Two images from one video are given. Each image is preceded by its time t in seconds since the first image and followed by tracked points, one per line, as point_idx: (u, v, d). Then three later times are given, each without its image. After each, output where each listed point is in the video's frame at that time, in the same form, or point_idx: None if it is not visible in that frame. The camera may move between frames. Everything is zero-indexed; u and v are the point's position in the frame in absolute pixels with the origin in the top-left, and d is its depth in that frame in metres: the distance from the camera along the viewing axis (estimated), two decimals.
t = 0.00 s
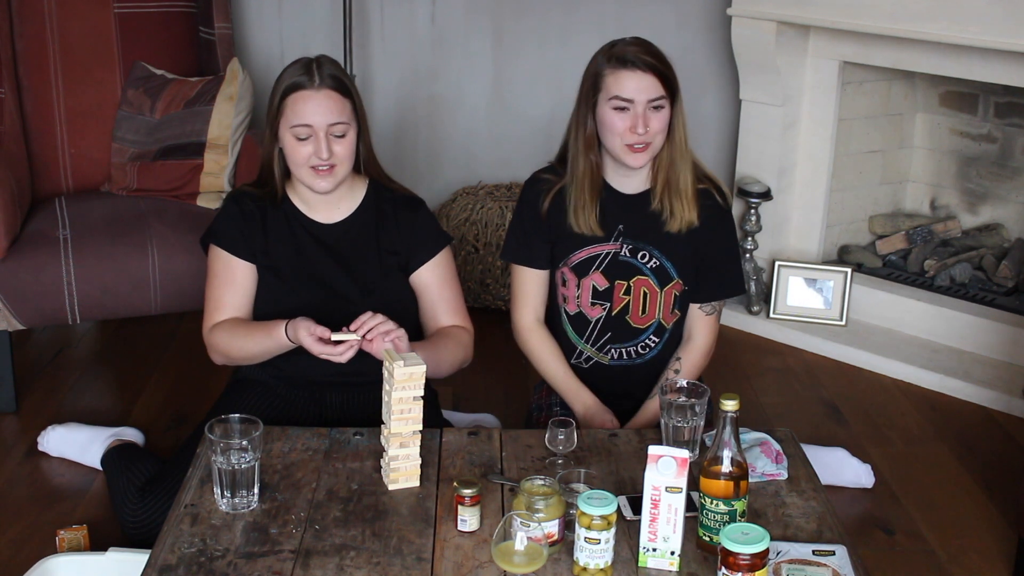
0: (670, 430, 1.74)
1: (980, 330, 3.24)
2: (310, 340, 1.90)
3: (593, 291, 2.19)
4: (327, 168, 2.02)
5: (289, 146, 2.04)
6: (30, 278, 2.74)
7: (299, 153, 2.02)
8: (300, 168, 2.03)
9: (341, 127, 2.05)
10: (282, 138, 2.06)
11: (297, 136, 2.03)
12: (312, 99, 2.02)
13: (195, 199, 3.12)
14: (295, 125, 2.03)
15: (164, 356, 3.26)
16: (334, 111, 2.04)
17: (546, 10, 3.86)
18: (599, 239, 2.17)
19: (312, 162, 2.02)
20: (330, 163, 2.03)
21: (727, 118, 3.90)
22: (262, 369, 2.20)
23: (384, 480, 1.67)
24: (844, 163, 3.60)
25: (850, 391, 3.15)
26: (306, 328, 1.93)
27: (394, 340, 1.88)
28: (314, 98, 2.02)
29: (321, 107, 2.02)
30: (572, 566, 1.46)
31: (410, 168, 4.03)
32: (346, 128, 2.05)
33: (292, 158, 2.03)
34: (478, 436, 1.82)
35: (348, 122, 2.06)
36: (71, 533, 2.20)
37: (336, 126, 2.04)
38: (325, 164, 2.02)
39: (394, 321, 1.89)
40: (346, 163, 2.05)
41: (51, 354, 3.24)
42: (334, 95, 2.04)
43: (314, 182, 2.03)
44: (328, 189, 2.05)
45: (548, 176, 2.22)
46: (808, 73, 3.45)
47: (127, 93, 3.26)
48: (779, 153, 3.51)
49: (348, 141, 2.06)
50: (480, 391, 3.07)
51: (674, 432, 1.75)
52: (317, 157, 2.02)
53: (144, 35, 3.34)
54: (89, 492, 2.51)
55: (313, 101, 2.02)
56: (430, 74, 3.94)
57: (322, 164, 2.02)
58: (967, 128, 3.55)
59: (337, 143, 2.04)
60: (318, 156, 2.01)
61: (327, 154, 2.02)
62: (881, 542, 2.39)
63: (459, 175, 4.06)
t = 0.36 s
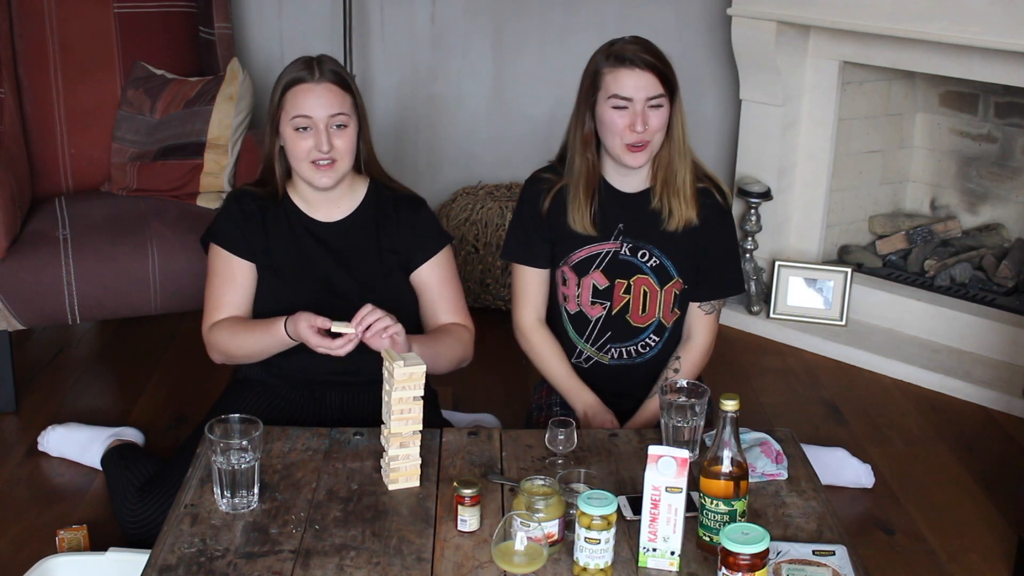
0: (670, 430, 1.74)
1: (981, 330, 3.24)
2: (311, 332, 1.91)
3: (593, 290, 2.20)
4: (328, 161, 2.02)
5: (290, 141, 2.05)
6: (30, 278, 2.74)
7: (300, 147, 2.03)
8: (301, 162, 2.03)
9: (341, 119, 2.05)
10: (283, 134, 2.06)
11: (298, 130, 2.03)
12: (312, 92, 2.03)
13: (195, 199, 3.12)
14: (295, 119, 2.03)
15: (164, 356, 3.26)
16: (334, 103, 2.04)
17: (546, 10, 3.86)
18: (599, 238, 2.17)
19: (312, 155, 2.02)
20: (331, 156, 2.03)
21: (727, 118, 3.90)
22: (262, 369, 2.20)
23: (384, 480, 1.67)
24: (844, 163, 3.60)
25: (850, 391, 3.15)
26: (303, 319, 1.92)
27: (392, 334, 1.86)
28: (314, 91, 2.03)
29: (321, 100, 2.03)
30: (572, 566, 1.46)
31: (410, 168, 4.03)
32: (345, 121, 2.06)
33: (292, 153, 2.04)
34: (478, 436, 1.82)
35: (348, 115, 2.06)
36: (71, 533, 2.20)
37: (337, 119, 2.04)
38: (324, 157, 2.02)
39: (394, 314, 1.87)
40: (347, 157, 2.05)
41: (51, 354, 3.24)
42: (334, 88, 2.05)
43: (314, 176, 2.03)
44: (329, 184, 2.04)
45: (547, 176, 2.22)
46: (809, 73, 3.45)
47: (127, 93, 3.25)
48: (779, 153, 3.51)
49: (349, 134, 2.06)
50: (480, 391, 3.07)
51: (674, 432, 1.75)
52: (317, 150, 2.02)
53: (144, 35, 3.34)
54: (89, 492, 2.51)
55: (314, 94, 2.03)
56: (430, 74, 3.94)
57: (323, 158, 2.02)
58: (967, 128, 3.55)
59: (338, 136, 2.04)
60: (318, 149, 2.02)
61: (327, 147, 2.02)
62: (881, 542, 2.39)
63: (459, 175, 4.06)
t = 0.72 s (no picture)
0: (670, 431, 1.74)
1: (981, 330, 3.24)
2: (316, 321, 1.89)
3: (593, 288, 2.20)
4: (342, 163, 2.03)
5: (305, 141, 2.05)
6: (30, 278, 2.74)
7: (315, 148, 2.03)
8: (315, 163, 2.03)
9: (357, 120, 2.05)
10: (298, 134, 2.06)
11: (313, 131, 2.03)
12: (329, 93, 2.03)
13: (195, 199, 3.12)
14: (310, 120, 2.04)
15: (164, 356, 3.26)
16: (350, 105, 2.04)
17: (546, 11, 3.86)
18: (600, 235, 2.17)
19: (327, 157, 2.02)
20: (346, 159, 2.03)
21: (727, 118, 3.90)
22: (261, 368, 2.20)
23: (384, 480, 1.67)
24: (844, 163, 3.60)
25: (850, 391, 3.15)
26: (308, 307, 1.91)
27: (398, 326, 1.88)
28: (330, 93, 2.03)
29: (337, 101, 2.03)
30: (572, 566, 1.46)
31: (410, 168, 4.03)
32: (361, 123, 2.06)
33: (308, 154, 2.04)
34: (478, 436, 1.82)
35: (364, 116, 2.07)
36: (71, 533, 2.20)
37: (353, 120, 2.05)
38: (339, 159, 2.02)
39: (402, 305, 1.88)
40: (361, 159, 2.05)
41: (51, 354, 3.24)
42: (351, 90, 2.05)
43: (328, 178, 2.03)
44: (344, 186, 2.05)
45: (547, 177, 2.22)
46: (809, 73, 3.45)
47: (127, 93, 3.25)
48: (779, 153, 3.51)
49: (365, 136, 2.07)
50: (480, 391, 3.07)
51: (676, 433, 1.75)
52: (333, 152, 2.02)
53: (144, 35, 3.34)
54: (90, 492, 2.51)
55: (330, 96, 2.03)
56: (430, 74, 3.94)
57: (338, 160, 2.02)
58: (967, 128, 3.55)
59: (353, 137, 2.05)
60: (334, 151, 2.02)
61: (342, 149, 2.03)
62: (881, 542, 2.39)
63: (459, 175, 4.06)
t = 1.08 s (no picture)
0: (670, 431, 1.74)
1: (981, 330, 3.24)
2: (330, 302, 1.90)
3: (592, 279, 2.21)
4: (364, 167, 2.02)
5: (328, 143, 2.04)
6: (30, 278, 2.74)
7: (338, 151, 2.02)
8: (337, 167, 2.02)
9: (381, 125, 2.05)
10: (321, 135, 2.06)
11: (337, 133, 2.03)
12: (354, 98, 2.04)
13: (195, 199, 3.12)
14: (334, 123, 2.03)
15: (164, 356, 3.26)
16: (373, 109, 2.04)
17: (546, 11, 3.86)
18: (600, 226, 2.19)
19: (349, 161, 2.01)
20: (367, 164, 2.02)
21: (727, 118, 3.90)
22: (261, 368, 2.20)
23: (384, 480, 1.67)
24: (844, 163, 3.60)
25: (850, 391, 3.15)
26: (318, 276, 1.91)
27: (413, 309, 1.86)
28: (356, 97, 2.03)
29: (362, 105, 2.03)
30: (572, 566, 1.46)
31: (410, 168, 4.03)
32: (384, 129, 2.05)
33: (331, 158, 2.03)
34: (478, 436, 1.82)
35: (388, 121, 2.06)
36: (71, 533, 2.20)
37: (377, 125, 2.04)
38: (361, 164, 2.01)
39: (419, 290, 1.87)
40: (383, 165, 2.04)
41: (51, 354, 3.24)
42: (376, 95, 2.05)
43: (350, 182, 2.02)
44: (365, 191, 2.04)
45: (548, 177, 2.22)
46: (809, 73, 3.45)
47: (127, 93, 3.25)
48: (780, 153, 3.51)
49: (388, 141, 2.06)
50: (480, 391, 3.07)
51: (677, 433, 1.75)
52: (355, 156, 2.01)
53: (144, 35, 3.34)
54: (89, 491, 2.51)
55: (355, 100, 2.03)
56: (430, 74, 3.94)
57: (359, 165, 2.01)
58: (967, 128, 3.55)
59: (375, 143, 2.04)
60: (356, 156, 2.01)
61: (365, 154, 2.02)
62: (881, 543, 2.39)
63: (459, 175, 4.06)
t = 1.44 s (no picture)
0: (670, 431, 1.74)
1: (981, 330, 3.24)
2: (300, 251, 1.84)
3: (597, 279, 2.22)
4: (349, 159, 2.02)
5: (311, 135, 2.04)
6: (30, 278, 2.74)
7: (321, 143, 2.02)
8: (321, 159, 2.02)
9: (364, 116, 2.04)
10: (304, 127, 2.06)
11: (321, 125, 2.02)
12: (338, 89, 2.03)
13: (195, 199, 3.12)
14: (319, 115, 2.02)
15: (164, 356, 3.26)
16: (358, 100, 2.04)
17: (546, 11, 3.86)
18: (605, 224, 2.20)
19: (333, 153, 2.01)
20: (351, 155, 2.02)
21: (727, 118, 3.90)
22: (261, 368, 2.20)
23: (384, 480, 1.67)
24: (844, 163, 3.60)
25: (850, 391, 3.15)
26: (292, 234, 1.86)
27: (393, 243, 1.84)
28: (339, 89, 2.03)
29: (346, 97, 2.03)
30: (572, 566, 1.46)
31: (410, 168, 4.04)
32: (368, 119, 2.05)
33: (314, 149, 2.03)
34: (478, 436, 1.82)
35: (371, 112, 2.05)
36: (71, 533, 2.20)
37: (360, 116, 2.04)
38: (346, 156, 2.01)
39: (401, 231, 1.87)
40: (367, 156, 2.04)
41: (51, 354, 3.24)
42: (359, 86, 2.04)
43: (335, 173, 2.03)
44: (349, 182, 2.04)
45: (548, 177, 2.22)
46: (809, 73, 3.46)
47: (127, 93, 3.25)
48: (780, 153, 3.51)
49: (372, 132, 2.06)
50: (480, 391, 3.07)
51: (677, 433, 1.75)
52: (338, 148, 2.01)
53: (144, 35, 3.34)
54: (90, 491, 2.51)
55: (339, 92, 2.03)
56: (430, 74, 3.94)
57: (343, 156, 2.01)
58: (967, 128, 3.55)
59: (359, 134, 2.03)
60: (340, 147, 2.01)
61: (349, 145, 2.01)
62: (881, 543, 2.39)
63: (459, 175, 4.06)
